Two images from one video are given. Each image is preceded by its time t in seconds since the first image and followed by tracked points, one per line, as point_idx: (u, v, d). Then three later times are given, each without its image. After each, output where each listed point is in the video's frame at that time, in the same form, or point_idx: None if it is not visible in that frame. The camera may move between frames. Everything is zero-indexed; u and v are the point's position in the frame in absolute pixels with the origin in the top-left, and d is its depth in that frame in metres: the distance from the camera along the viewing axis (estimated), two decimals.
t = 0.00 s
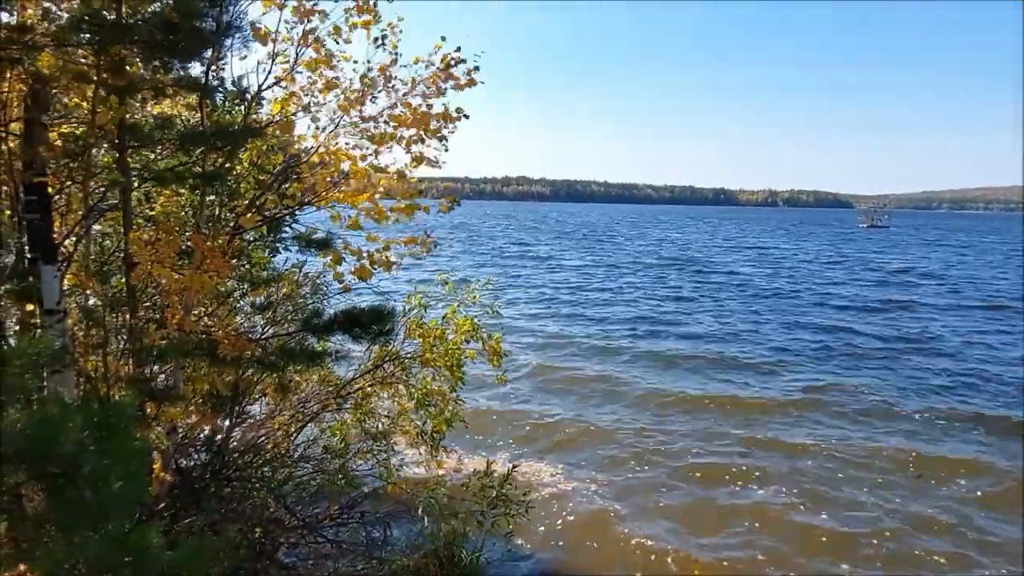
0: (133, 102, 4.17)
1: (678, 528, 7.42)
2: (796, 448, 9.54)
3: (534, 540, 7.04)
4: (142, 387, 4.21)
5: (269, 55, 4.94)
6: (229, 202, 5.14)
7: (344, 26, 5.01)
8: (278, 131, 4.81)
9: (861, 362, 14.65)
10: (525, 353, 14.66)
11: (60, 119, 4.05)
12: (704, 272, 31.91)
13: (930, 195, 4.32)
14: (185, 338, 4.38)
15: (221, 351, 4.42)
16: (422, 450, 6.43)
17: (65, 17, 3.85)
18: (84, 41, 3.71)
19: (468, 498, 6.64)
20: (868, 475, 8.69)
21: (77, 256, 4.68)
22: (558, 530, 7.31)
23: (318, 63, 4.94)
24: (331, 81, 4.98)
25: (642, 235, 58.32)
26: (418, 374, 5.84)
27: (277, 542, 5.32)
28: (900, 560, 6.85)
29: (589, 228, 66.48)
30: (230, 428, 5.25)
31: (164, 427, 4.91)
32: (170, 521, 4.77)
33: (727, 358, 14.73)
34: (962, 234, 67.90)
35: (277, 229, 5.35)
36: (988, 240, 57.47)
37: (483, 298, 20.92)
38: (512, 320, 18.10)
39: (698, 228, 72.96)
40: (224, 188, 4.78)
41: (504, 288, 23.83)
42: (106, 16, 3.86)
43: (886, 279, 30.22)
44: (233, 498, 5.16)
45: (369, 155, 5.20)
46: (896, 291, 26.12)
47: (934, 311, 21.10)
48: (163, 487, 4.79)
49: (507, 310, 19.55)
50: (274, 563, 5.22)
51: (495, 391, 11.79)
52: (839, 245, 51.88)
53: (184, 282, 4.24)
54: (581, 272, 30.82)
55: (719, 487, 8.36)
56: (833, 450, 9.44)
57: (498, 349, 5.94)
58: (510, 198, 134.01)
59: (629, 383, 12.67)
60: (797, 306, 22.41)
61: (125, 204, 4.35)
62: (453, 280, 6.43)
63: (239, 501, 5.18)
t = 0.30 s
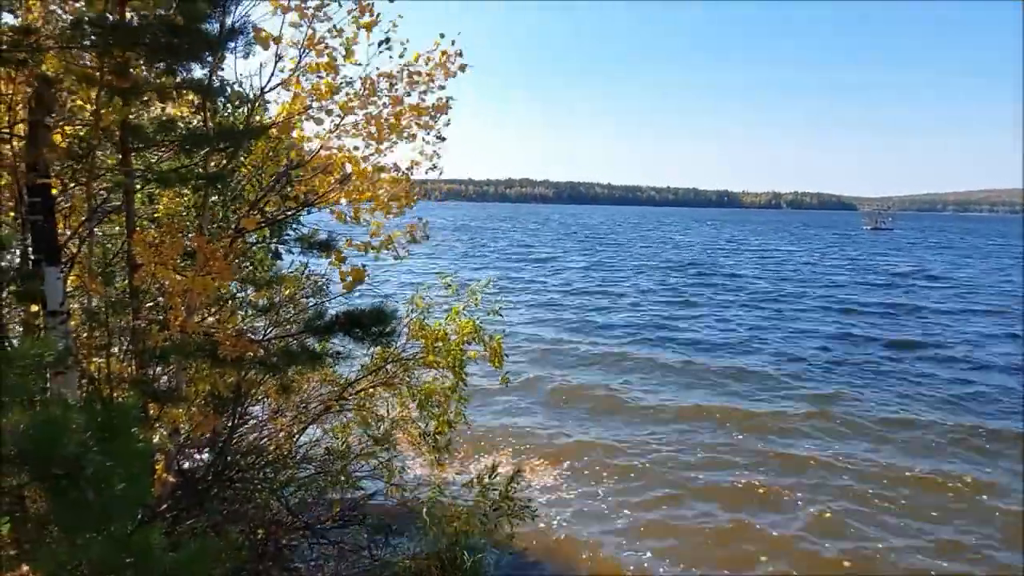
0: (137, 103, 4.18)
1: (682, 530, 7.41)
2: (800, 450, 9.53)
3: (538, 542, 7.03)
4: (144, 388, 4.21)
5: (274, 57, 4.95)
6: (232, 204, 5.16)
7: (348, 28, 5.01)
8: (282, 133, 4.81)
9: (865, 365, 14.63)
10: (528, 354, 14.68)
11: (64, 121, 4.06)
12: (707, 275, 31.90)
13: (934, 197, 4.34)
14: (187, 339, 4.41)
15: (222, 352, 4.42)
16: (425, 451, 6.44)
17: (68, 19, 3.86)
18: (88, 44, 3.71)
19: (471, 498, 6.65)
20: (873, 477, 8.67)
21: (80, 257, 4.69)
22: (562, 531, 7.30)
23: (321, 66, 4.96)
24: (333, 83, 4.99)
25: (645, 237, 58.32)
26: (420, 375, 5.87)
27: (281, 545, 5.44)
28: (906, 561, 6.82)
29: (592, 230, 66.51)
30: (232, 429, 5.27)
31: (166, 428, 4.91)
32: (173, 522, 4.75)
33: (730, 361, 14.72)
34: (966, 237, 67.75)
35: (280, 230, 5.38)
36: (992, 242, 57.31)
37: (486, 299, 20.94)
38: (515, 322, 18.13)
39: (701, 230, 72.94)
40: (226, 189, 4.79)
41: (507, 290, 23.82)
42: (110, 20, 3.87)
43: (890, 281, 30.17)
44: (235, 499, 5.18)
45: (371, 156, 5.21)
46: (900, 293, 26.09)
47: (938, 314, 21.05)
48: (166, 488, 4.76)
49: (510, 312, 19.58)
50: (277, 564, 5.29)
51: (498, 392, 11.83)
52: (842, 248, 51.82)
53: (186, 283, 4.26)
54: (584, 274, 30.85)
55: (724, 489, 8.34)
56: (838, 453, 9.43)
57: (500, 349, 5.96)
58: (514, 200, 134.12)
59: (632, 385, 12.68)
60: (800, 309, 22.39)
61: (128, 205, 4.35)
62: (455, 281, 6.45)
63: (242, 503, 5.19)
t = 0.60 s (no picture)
0: (138, 104, 4.18)
1: (683, 532, 7.40)
2: (802, 452, 9.52)
3: (538, 544, 7.02)
4: (144, 387, 4.21)
5: (277, 57, 4.95)
6: (233, 204, 5.16)
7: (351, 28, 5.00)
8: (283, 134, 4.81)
9: (867, 367, 14.61)
10: (528, 355, 14.70)
11: (65, 121, 4.05)
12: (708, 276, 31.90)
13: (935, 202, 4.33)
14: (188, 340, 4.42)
15: (222, 352, 4.43)
16: (425, 452, 6.44)
17: (70, 20, 3.86)
18: (90, 44, 3.72)
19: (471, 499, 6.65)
20: (875, 480, 8.65)
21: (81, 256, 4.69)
22: (563, 533, 7.29)
23: (323, 67, 4.95)
24: (336, 84, 4.99)
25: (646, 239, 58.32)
26: (421, 376, 5.88)
27: (280, 545, 5.51)
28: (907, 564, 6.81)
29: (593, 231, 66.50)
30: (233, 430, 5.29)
31: (167, 428, 4.91)
32: (173, 521, 4.75)
33: (730, 363, 14.73)
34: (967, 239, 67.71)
35: (282, 230, 5.40)
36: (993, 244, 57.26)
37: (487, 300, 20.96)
38: (516, 323, 18.14)
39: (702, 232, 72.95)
40: (228, 190, 4.79)
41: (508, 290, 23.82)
42: (112, 20, 3.87)
43: (890, 283, 30.15)
44: (235, 500, 5.19)
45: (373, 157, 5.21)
46: (901, 296, 26.07)
47: (939, 316, 21.04)
48: (166, 488, 4.78)
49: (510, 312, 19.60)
50: (277, 564, 5.37)
51: (499, 393, 11.85)
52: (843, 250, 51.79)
53: (187, 283, 4.26)
54: (584, 275, 30.84)
55: (725, 491, 8.33)
56: (840, 455, 9.42)
57: (501, 350, 5.94)
58: (515, 201, 134.18)
59: (632, 386, 12.70)
60: (801, 311, 22.38)
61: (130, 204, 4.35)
62: (455, 282, 6.44)
63: (243, 503, 5.20)
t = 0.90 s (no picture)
0: (139, 105, 4.20)
1: (683, 534, 7.40)
2: (802, 454, 9.52)
3: (537, 545, 7.01)
4: (145, 388, 4.19)
5: (277, 57, 4.95)
6: (234, 205, 5.16)
7: (352, 29, 5.01)
8: (284, 135, 4.81)
9: (868, 369, 14.59)
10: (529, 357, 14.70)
11: (67, 121, 4.05)
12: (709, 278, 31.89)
13: (935, 201, 4.32)
14: (189, 341, 4.43)
15: (224, 354, 4.43)
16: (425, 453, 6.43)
17: (71, 20, 3.86)
18: (91, 44, 3.73)
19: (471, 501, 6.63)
20: (876, 483, 8.64)
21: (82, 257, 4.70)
22: (562, 535, 7.29)
23: (324, 67, 4.96)
24: (337, 84, 4.99)
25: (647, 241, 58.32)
26: (421, 377, 5.88)
27: (280, 547, 5.45)
28: (907, 565, 6.81)
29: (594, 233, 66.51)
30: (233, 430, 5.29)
31: (167, 429, 4.90)
32: (173, 523, 4.72)
33: (731, 365, 14.72)
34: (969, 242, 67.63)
35: (283, 231, 5.41)
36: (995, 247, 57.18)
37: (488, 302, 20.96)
38: (517, 324, 18.15)
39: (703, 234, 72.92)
40: (229, 190, 4.79)
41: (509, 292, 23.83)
42: (113, 20, 3.89)
43: (892, 286, 30.12)
44: (235, 501, 5.18)
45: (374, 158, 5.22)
46: (902, 298, 26.04)
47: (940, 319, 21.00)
48: (167, 489, 4.74)
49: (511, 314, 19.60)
50: (276, 565, 5.30)
51: (499, 394, 11.85)
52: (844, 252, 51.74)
53: (188, 284, 4.26)
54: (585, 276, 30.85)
55: (725, 494, 8.33)
56: (841, 457, 9.41)
57: (502, 351, 5.91)
58: (516, 202, 134.21)
59: (632, 388, 12.69)
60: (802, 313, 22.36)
61: (131, 205, 4.35)
62: (455, 282, 6.44)
63: (242, 504, 5.20)
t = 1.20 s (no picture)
0: (142, 108, 4.22)
1: (684, 536, 7.40)
2: (803, 456, 9.52)
3: (538, 547, 7.02)
4: (147, 388, 4.19)
5: (278, 59, 4.96)
6: (236, 206, 5.16)
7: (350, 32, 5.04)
8: (286, 136, 4.82)
9: (869, 372, 14.57)
10: (530, 358, 14.72)
11: (69, 122, 4.07)
12: (711, 280, 31.87)
13: (936, 205, 4.32)
14: (190, 342, 4.43)
15: (225, 354, 4.44)
16: (426, 455, 6.43)
17: (73, 21, 3.87)
18: (93, 47, 3.74)
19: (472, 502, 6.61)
20: (875, 485, 8.66)
21: (84, 257, 4.71)
22: (563, 537, 7.29)
23: (325, 68, 4.97)
24: (337, 86, 5.01)
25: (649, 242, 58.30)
26: (421, 378, 5.89)
27: (281, 548, 5.45)
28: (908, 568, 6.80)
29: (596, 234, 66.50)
30: (234, 431, 5.30)
31: (168, 429, 4.88)
32: (174, 523, 4.73)
33: (732, 367, 14.72)
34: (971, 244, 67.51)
35: (285, 232, 5.42)
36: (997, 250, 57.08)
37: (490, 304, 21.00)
38: (518, 326, 18.18)
39: (706, 236, 72.84)
40: (231, 192, 4.80)
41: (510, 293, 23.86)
42: (116, 22, 3.90)
43: (894, 289, 30.05)
44: (235, 502, 5.19)
45: (375, 160, 5.23)
46: (904, 301, 25.98)
47: (942, 322, 20.94)
48: (168, 489, 4.74)
49: (512, 315, 19.63)
50: (276, 565, 5.29)
51: (500, 395, 11.87)
52: (847, 254, 51.66)
53: (190, 285, 4.27)
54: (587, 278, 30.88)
55: (726, 496, 8.33)
56: (842, 459, 9.41)
57: (502, 352, 5.88)
58: (518, 204, 134.28)
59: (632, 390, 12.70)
60: (803, 315, 22.33)
61: (133, 206, 4.37)
62: (455, 283, 6.44)
63: (243, 505, 5.20)
